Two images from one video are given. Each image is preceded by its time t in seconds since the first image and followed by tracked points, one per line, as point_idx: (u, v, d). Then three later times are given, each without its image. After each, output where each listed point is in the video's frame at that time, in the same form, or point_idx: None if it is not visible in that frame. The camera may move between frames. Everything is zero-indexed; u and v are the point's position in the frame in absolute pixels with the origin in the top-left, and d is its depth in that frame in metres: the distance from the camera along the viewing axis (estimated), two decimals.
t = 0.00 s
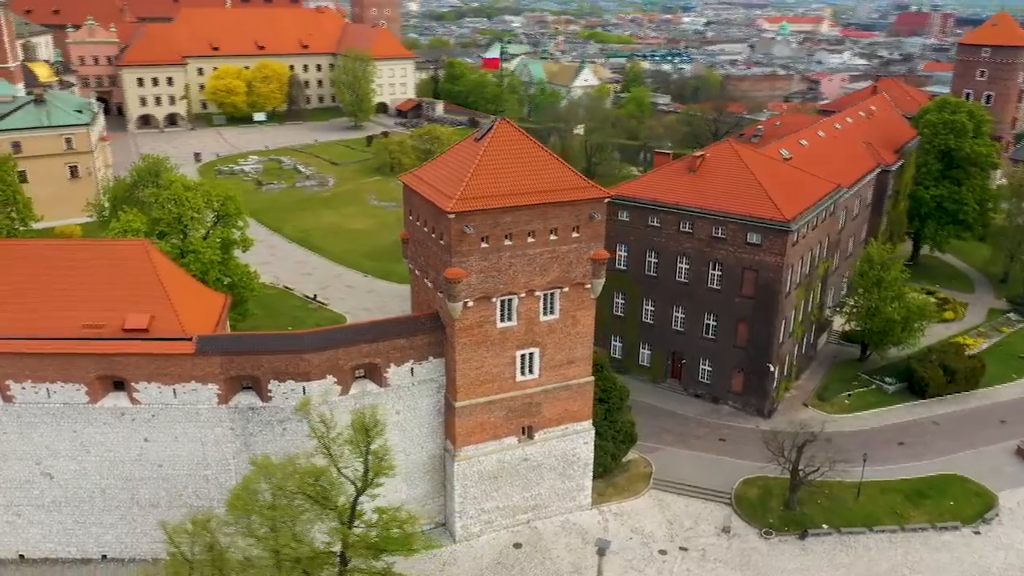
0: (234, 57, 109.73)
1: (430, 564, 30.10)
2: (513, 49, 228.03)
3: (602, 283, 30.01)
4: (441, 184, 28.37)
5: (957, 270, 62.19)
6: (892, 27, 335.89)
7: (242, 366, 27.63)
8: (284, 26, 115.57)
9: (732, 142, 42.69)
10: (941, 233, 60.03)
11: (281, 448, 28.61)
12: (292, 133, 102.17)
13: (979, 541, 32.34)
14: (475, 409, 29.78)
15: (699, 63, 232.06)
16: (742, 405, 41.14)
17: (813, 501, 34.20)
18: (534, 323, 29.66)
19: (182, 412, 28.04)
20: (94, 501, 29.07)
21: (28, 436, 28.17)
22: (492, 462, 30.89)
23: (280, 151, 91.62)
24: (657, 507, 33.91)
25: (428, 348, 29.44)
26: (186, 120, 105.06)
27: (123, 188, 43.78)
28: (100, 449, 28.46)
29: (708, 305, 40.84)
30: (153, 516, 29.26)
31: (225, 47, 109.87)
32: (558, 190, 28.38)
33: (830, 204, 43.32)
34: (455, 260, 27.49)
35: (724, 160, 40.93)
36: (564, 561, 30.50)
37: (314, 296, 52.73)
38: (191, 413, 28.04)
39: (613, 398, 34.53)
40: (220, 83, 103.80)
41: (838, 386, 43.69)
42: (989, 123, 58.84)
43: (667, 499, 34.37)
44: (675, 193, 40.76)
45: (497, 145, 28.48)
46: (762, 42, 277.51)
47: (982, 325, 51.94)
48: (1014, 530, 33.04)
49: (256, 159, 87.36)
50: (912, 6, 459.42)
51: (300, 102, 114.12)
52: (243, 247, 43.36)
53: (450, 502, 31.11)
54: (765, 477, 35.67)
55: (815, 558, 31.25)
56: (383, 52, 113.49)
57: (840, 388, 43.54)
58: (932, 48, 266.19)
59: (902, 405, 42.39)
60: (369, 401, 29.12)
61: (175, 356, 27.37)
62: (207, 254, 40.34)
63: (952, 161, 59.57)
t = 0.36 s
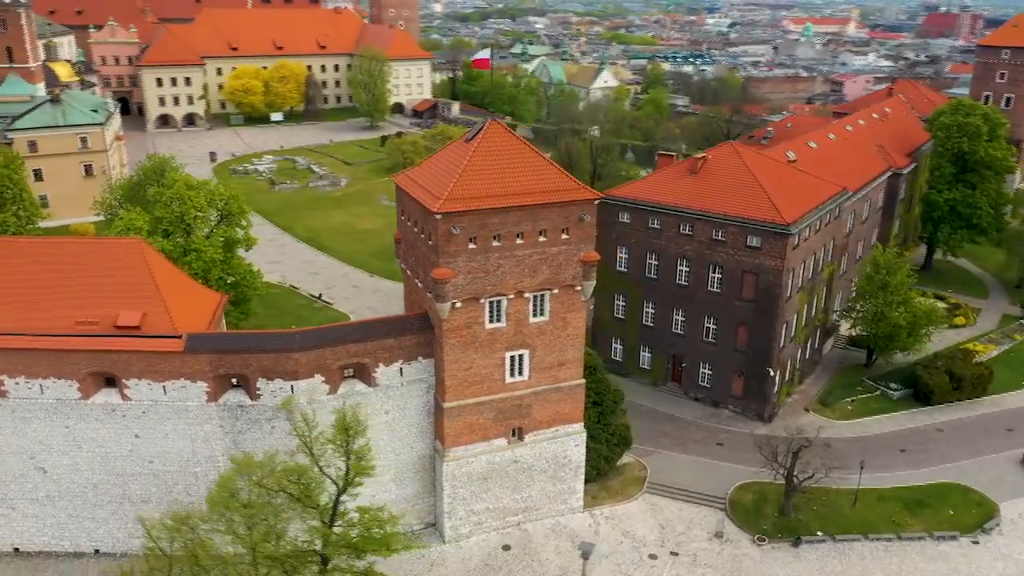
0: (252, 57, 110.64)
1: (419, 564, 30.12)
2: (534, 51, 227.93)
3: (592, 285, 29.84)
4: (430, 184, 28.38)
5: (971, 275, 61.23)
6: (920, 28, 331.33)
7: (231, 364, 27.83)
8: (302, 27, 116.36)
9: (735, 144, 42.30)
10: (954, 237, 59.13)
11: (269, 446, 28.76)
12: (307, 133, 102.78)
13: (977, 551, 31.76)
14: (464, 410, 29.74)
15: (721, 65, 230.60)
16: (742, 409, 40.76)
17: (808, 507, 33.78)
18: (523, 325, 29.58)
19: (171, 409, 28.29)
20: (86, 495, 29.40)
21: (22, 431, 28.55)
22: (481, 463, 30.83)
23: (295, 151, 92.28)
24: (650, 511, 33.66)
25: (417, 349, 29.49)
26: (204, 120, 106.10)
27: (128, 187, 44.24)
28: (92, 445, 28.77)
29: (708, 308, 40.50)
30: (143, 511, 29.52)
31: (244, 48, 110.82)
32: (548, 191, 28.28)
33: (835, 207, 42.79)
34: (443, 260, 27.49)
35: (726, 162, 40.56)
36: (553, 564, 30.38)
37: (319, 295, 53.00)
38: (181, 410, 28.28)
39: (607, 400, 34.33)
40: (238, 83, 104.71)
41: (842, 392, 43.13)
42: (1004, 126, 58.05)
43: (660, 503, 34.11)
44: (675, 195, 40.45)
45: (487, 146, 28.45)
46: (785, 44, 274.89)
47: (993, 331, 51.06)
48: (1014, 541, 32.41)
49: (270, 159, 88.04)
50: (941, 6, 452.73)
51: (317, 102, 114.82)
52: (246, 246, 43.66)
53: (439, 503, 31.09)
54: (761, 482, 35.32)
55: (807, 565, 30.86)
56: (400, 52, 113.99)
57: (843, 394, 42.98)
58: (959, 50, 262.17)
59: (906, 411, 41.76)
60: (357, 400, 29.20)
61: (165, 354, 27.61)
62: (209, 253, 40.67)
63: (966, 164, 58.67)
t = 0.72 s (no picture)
0: (271, 58, 111.51)
1: (410, 564, 30.11)
2: (555, 51, 227.49)
3: (586, 286, 29.69)
4: (423, 185, 28.41)
5: (987, 280, 60.24)
6: (949, 28, 326.42)
7: (224, 361, 28.03)
8: (321, 27, 117.15)
9: (740, 145, 41.96)
10: (970, 241, 58.13)
11: (262, 443, 28.93)
12: (324, 133, 103.31)
13: (978, 561, 31.16)
14: (456, 410, 29.73)
15: (744, 65, 228.85)
16: (744, 413, 40.38)
17: (806, 513, 33.35)
18: (516, 326, 29.52)
19: (166, 405, 28.56)
20: (83, 489, 29.74)
21: (21, 424, 28.96)
22: (474, 464, 30.78)
23: (311, 151, 92.90)
24: (645, 514, 33.42)
25: (410, 348, 29.55)
26: (223, 120, 107.11)
27: (135, 185, 44.70)
28: (88, 440, 29.11)
29: (711, 311, 40.19)
30: (139, 506, 29.81)
31: (264, 48, 111.78)
32: (540, 192, 28.18)
33: (841, 210, 42.28)
34: (434, 260, 27.50)
35: (730, 164, 40.23)
36: (545, 566, 30.26)
37: (327, 294, 53.27)
38: (175, 407, 28.55)
39: (603, 402, 34.19)
40: (257, 83, 105.56)
41: (848, 397, 42.57)
42: (1021, 129, 57.33)
43: (657, 507, 33.85)
44: (678, 196, 40.21)
45: (481, 146, 28.44)
46: (810, 44, 272.12)
47: (1007, 337, 50.15)
48: (1017, 551, 31.74)
49: (286, 158, 88.75)
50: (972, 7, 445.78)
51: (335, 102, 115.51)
52: (252, 244, 43.95)
53: (432, 503, 31.09)
54: (760, 487, 34.93)
55: (802, 572, 30.45)
56: (417, 53, 114.50)
57: (848, 399, 42.42)
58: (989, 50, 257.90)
59: (912, 418, 41.13)
60: (350, 400, 29.31)
61: (159, 351, 27.90)
62: (213, 251, 41.01)
63: (983, 167, 57.23)
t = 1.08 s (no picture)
0: (299, 58, 112.59)
1: (408, 563, 30.15)
2: (585, 52, 226.69)
3: (587, 288, 29.52)
4: (424, 184, 28.46)
5: (1014, 286, 58.87)
6: (989, 29, 319.78)
7: (225, 357, 28.33)
8: (349, 27, 118.08)
9: (753, 147, 41.49)
10: (996, 247, 56.84)
11: (262, 439, 29.19)
12: (349, 133, 103.93)
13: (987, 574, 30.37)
14: (455, 410, 29.74)
15: (776, 67, 226.33)
16: (753, 418, 39.88)
17: (811, 521, 32.81)
18: (516, 326, 29.46)
19: (168, 399, 28.92)
20: (89, 481, 30.22)
21: (29, 416, 29.50)
22: (474, 463, 30.74)
23: (335, 150, 93.68)
24: (648, 518, 33.11)
25: (411, 347, 29.64)
26: (250, 119, 108.33)
27: (152, 183, 45.37)
28: (94, 432, 29.55)
29: (721, 314, 39.74)
30: (142, 498, 30.21)
31: (291, 48, 112.91)
32: (540, 192, 28.12)
33: (857, 213, 41.57)
34: (433, 260, 27.52)
35: (742, 166, 39.79)
36: (543, 567, 30.14)
37: (341, 292, 53.64)
38: (177, 401, 28.91)
39: (607, 404, 33.96)
40: (284, 83, 106.56)
41: (862, 403, 41.84)
42: None
43: (659, 511, 33.54)
44: (689, 199, 39.83)
45: (482, 146, 28.42)
46: (845, 45, 268.27)
47: None
48: None
49: (310, 157, 89.64)
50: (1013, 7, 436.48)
51: (360, 102, 116.32)
52: (265, 241, 44.37)
53: (432, 502, 31.12)
54: (765, 493, 34.47)
55: None
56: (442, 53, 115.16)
57: (862, 406, 41.69)
58: None
59: (927, 426, 40.31)
60: (350, 397, 29.47)
61: (163, 345, 28.29)
62: (227, 248, 41.45)
63: (1010, 171, 55.80)
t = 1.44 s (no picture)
0: (325, 57, 113.46)
1: (406, 561, 30.24)
2: (614, 52, 225.60)
3: (588, 289, 29.36)
4: (425, 183, 28.51)
5: None
6: None
7: (227, 353, 28.62)
8: (375, 27, 118.76)
9: (767, 149, 40.97)
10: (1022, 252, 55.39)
11: (262, 435, 29.42)
12: (373, 132, 104.44)
13: None
14: (454, 409, 29.76)
15: (807, 68, 223.43)
16: (763, 423, 39.38)
17: (816, 528, 32.30)
18: (516, 326, 29.39)
19: (172, 394, 29.28)
20: (95, 473, 30.70)
21: (38, 407, 30.06)
22: (473, 463, 30.70)
23: (358, 149, 94.29)
24: (650, 522, 32.84)
25: (411, 346, 29.71)
26: (276, 118, 109.43)
27: (169, 181, 46.03)
28: (100, 425, 30.02)
29: (730, 317, 39.30)
30: (146, 491, 30.62)
31: (318, 48, 113.85)
32: (541, 192, 28.01)
33: (873, 217, 40.88)
34: (432, 259, 27.57)
35: (755, 167, 39.31)
36: (541, 569, 30.03)
37: (355, 290, 53.99)
38: (180, 396, 29.26)
39: (610, 407, 33.76)
40: (310, 82, 107.35)
41: (875, 410, 41.14)
42: None
43: (662, 514, 33.24)
44: (701, 201, 39.44)
45: (484, 146, 28.39)
46: (879, 46, 263.92)
47: None
48: None
49: (333, 156, 90.32)
50: None
51: (385, 101, 116.93)
52: (278, 239, 44.77)
53: (432, 502, 31.16)
54: (771, 499, 34.01)
55: None
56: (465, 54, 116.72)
57: (876, 413, 40.98)
58: None
59: (942, 434, 39.52)
60: (351, 395, 29.63)
61: (166, 340, 28.65)
62: (239, 246, 41.88)
63: None
